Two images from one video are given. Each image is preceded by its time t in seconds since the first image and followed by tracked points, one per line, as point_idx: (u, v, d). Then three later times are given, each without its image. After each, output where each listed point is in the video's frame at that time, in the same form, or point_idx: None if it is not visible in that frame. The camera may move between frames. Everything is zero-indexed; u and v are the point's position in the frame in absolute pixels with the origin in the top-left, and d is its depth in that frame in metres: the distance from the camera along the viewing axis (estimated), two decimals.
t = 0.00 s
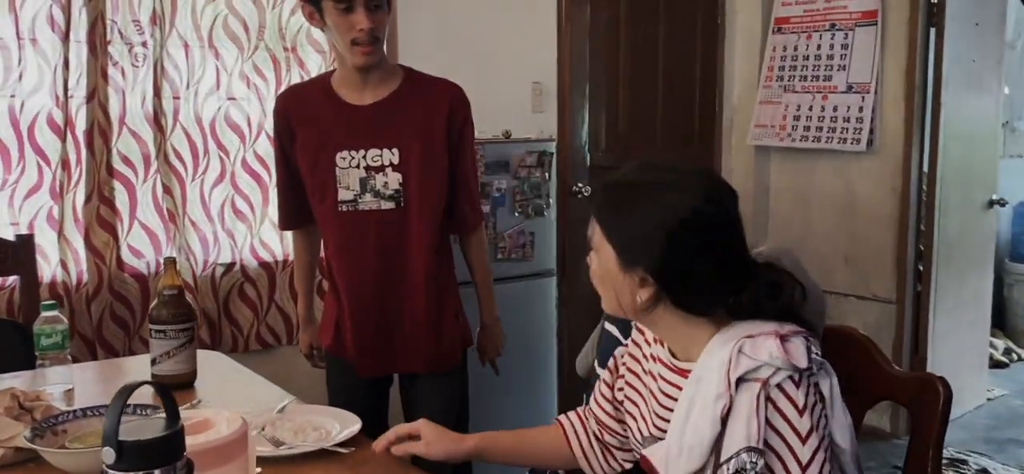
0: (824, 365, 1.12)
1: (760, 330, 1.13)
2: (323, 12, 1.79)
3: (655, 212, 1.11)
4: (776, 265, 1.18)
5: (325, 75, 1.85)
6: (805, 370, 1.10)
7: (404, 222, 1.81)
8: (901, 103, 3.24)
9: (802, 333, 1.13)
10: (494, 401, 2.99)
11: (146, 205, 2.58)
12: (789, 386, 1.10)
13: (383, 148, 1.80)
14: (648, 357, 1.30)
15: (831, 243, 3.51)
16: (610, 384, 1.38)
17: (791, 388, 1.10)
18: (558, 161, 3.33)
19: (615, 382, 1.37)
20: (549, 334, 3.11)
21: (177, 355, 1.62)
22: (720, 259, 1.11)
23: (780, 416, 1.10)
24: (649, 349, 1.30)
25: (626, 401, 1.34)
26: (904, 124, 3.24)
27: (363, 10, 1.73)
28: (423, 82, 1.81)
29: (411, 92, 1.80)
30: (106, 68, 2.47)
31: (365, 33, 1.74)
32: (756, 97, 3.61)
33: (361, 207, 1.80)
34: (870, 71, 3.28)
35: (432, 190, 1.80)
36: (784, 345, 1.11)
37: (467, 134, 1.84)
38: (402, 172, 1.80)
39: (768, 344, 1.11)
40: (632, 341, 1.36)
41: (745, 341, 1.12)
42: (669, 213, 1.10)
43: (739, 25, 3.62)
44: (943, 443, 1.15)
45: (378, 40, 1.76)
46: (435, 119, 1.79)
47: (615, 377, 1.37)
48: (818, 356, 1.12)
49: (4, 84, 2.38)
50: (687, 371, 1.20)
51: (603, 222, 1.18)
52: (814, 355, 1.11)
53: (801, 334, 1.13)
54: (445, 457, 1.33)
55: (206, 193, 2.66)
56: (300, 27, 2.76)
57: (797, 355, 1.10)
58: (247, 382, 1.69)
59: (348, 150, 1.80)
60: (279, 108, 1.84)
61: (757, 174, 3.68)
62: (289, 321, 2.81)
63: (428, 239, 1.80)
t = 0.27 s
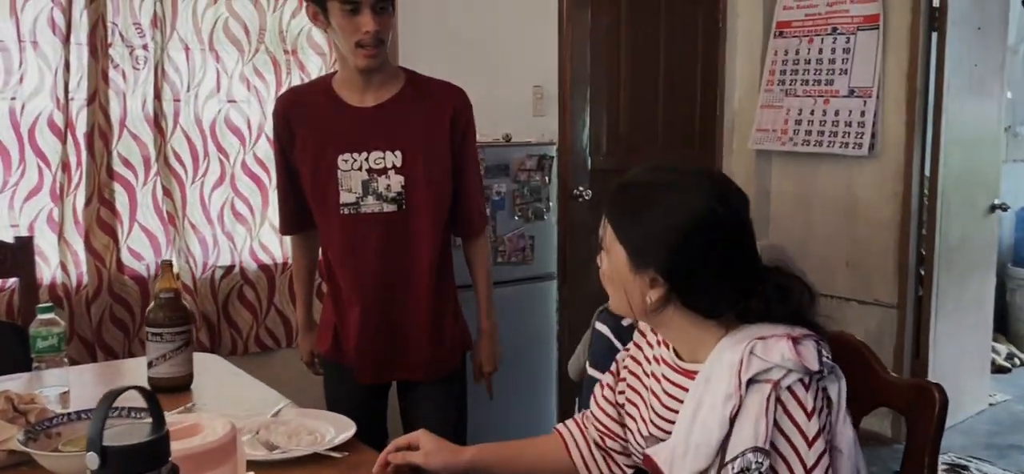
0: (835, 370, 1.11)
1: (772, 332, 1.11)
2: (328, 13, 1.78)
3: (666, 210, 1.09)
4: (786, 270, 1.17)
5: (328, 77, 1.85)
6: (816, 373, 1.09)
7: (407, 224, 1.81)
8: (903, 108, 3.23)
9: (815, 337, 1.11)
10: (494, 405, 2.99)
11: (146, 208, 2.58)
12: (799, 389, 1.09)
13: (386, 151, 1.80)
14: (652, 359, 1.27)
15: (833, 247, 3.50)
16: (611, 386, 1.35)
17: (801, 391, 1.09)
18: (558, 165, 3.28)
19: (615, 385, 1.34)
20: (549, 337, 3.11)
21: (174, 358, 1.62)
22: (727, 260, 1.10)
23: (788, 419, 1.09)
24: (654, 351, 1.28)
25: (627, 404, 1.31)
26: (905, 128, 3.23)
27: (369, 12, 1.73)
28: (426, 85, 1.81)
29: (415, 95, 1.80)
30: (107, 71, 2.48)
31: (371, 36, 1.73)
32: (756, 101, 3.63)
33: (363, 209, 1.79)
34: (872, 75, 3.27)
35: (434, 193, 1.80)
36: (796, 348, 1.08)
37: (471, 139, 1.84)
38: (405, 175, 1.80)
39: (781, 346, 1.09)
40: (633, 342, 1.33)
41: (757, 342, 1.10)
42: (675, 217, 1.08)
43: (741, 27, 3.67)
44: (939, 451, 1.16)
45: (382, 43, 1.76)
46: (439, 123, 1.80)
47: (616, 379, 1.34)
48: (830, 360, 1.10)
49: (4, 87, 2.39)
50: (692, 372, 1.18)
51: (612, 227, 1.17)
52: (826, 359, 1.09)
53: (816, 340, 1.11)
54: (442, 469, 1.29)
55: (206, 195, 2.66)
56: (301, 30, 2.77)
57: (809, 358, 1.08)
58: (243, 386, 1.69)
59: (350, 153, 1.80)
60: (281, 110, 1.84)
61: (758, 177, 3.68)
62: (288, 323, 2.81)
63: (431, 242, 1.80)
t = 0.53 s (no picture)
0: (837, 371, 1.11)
1: (777, 334, 1.11)
2: (332, 16, 1.77)
3: (669, 210, 1.09)
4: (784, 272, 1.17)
5: (331, 81, 1.86)
6: (821, 375, 1.08)
7: (410, 229, 1.81)
8: (901, 113, 3.24)
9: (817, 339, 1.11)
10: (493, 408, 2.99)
11: (145, 210, 2.59)
12: (806, 391, 1.08)
13: (389, 156, 1.80)
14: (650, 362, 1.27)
15: (832, 251, 3.50)
16: (606, 392, 1.33)
17: (807, 393, 1.08)
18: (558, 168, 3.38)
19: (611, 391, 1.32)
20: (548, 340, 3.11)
21: (169, 360, 1.62)
22: (728, 260, 1.09)
23: (795, 421, 1.08)
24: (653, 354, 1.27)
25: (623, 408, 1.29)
26: (904, 132, 3.23)
27: (374, 16, 1.72)
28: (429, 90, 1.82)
29: (418, 100, 1.80)
30: (106, 74, 2.49)
31: (375, 40, 1.72)
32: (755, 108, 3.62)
33: (366, 214, 1.79)
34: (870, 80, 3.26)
35: (438, 197, 1.81)
36: (803, 349, 1.08)
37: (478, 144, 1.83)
38: (407, 179, 1.80)
39: (788, 347, 1.08)
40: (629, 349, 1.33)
41: (764, 344, 1.09)
42: (674, 216, 1.08)
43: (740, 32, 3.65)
44: (932, 456, 1.17)
45: (387, 47, 1.75)
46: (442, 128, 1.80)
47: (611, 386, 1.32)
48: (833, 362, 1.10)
49: (4, 89, 2.40)
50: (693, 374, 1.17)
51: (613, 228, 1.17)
52: (831, 360, 1.09)
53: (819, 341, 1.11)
54: None
55: (205, 198, 2.67)
56: (301, 33, 2.78)
57: (816, 360, 1.08)
58: (238, 389, 1.70)
59: (352, 157, 1.80)
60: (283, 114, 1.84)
61: (757, 181, 3.68)
62: (286, 326, 2.82)
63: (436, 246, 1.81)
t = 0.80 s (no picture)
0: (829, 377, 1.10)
1: (770, 342, 1.09)
2: (338, 22, 1.77)
3: (658, 212, 1.08)
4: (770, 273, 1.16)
5: (334, 86, 1.85)
6: (815, 382, 1.07)
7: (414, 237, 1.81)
8: (899, 118, 3.24)
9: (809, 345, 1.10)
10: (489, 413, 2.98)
11: (141, 214, 2.58)
12: (800, 399, 1.07)
13: (393, 165, 1.79)
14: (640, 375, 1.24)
15: (830, 257, 3.50)
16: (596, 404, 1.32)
17: (801, 401, 1.07)
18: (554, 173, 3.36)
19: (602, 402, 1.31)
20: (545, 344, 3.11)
21: (164, 364, 1.62)
22: (722, 255, 1.08)
23: (790, 430, 1.07)
24: (643, 366, 1.25)
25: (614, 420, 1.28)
26: (902, 137, 3.23)
27: (381, 20, 1.72)
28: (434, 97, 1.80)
29: (423, 108, 1.79)
30: (103, 77, 2.48)
31: (382, 45, 1.72)
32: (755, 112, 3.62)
33: (371, 222, 1.79)
34: (869, 85, 3.27)
35: (443, 206, 1.80)
36: (796, 357, 1.07)
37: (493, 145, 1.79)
38: (412, 188, 1.79)
39: (781, 355, 1.07)
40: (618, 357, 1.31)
41: (757, 353, 1.08)
42: (661, 217, 1.08)
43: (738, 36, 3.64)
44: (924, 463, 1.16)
45: (394, 53, 1.75)
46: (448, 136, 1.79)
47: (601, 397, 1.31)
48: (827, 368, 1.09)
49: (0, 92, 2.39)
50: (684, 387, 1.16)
51: (601, 241, 1.16)
52: (823, 367, 1.08)
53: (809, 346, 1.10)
54: None
55: (201, 201, 2.66)
56: (298, 37, 2.77)
57: (809, 367, 1.07)
58: (233, 393, 1.69)
59: (356, 165, 1.80)
60: (285, 120, 1.84)
61: (755, 186, 3.68)
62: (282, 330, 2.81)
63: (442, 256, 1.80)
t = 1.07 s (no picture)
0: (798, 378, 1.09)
1: (737, 348, 1.08)
2: (343, 29, 1.74)
3: (620, 227, 1.06)
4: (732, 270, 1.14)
5: (340, 92, 1.84)
6: (784, 384, 1.06)
7: (420, 244, 1.81)
8: (895, 123, 3.24)
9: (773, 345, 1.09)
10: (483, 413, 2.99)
11: (137, 215, 2.59)
12: (772, 401, 1.06)
13: (399, 173, 1.78)
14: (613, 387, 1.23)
15: (827, 260, 3.50)
16: (569, 414, 1.30)
17: (772, 404, 1.06)
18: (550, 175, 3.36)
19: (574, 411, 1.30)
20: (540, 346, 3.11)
21: (157, 366, 1.62)
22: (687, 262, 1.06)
23: (764, 434, 1.06)
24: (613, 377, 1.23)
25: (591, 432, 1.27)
26: (897, 141, 3.24)
27: (388, 27, 1.69)
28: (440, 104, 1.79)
29: (429, 115, 1.78)
30: (99, 79, 2.49)
31: (389, 51, 1.69)
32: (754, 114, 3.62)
33: (377, 229, 1.78)
34: (865, 89, 3.26)
35: (449, 213, 1.80)
36: (764, 361, 1.05)
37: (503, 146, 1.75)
38: (418, 195, 1.78)
39: (749, 361, 1.06)
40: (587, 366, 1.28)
41: (725, 360, 1.07)
42: (629, 225, 1.05)
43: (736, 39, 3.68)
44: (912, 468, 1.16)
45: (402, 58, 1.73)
46: (455, 143, 1.77)
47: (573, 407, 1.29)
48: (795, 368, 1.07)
49: None
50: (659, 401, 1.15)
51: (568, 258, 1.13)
52: (792, 367, 1.06)
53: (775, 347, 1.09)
54: None
55: (197, 202, 2.67)
56: (294, 39, 2.78)
57: (777, 369, 1.05)
58: (224, 395, 1.69)
59: (363, 172, 1.79)
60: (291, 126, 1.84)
61: (751, 188, 3.68)
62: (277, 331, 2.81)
63: (445, 263, 1.78)
